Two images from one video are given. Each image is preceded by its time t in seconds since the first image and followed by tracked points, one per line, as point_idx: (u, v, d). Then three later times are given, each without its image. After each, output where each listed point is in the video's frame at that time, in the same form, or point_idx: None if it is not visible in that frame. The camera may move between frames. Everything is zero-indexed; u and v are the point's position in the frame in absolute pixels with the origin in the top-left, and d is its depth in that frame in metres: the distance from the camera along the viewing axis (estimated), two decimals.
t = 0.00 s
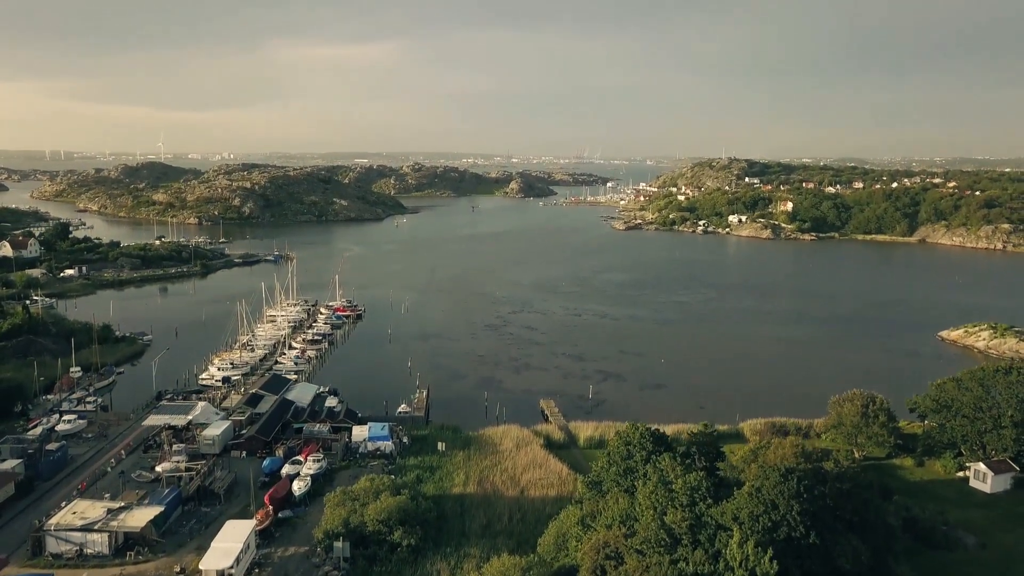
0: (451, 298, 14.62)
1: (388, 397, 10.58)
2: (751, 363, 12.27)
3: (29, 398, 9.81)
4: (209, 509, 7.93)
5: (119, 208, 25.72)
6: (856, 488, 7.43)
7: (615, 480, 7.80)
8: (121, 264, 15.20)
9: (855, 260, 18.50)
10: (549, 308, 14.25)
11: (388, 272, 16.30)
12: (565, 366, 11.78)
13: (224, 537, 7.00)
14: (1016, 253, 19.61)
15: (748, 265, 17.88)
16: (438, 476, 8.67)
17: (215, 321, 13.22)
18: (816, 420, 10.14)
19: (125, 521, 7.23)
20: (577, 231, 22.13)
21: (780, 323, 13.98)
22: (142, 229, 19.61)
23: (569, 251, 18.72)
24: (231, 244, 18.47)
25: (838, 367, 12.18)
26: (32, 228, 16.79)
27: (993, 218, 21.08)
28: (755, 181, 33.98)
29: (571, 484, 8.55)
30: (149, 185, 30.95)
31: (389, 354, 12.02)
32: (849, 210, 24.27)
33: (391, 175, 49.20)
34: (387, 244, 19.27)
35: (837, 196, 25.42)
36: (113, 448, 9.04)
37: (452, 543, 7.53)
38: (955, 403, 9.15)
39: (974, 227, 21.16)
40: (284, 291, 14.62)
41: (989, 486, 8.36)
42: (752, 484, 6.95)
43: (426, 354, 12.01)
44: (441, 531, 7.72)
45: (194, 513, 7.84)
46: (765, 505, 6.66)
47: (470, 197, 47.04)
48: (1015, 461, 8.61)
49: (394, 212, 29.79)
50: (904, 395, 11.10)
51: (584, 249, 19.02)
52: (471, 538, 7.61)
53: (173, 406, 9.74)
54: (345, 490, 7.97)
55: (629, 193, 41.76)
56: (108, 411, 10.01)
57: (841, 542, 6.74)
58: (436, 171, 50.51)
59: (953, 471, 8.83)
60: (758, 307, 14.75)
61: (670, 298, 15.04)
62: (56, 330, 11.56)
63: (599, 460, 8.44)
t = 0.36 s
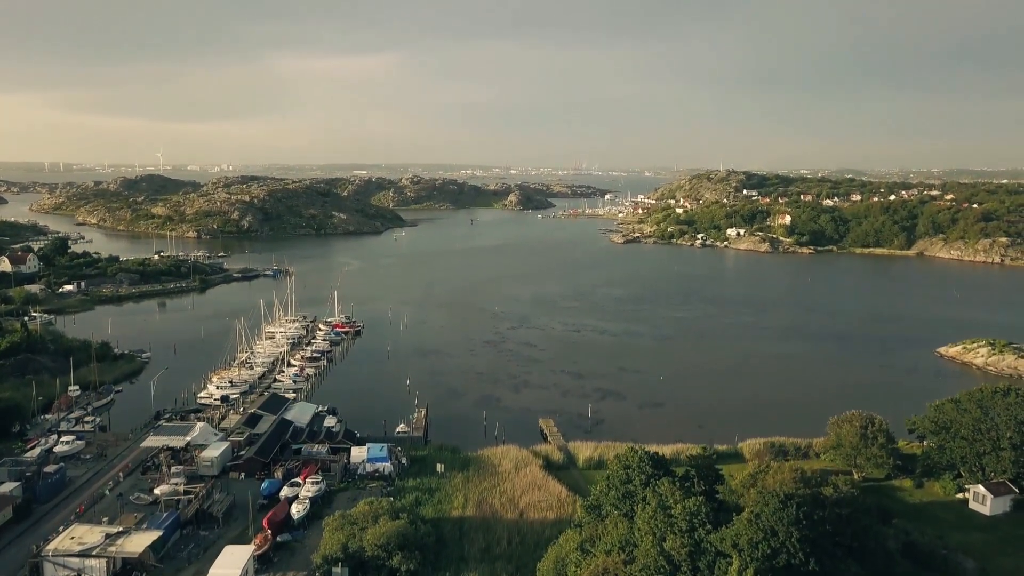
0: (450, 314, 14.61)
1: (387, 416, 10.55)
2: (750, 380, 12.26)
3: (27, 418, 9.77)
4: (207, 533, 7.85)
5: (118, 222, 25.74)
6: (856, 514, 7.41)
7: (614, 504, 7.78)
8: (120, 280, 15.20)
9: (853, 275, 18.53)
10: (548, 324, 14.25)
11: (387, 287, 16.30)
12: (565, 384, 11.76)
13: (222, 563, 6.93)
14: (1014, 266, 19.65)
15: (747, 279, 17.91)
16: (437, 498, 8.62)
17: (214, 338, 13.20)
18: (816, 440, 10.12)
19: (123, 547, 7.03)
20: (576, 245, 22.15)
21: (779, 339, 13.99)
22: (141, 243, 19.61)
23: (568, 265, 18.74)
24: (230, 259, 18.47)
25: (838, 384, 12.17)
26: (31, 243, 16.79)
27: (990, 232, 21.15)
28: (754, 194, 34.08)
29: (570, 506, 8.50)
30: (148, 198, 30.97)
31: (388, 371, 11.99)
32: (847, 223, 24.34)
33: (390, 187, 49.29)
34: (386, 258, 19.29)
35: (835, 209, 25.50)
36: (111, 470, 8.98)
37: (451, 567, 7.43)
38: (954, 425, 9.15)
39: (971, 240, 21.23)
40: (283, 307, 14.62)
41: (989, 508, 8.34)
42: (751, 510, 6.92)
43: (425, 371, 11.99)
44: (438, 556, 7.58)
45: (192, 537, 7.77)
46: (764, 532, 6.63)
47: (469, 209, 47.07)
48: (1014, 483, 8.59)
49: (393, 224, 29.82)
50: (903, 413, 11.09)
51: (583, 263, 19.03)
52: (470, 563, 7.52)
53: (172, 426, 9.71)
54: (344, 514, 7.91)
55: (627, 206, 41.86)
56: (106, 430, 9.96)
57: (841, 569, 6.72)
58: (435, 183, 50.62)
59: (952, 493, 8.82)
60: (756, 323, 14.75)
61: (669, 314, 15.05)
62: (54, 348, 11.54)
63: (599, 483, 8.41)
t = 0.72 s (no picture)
0: (451, 330, 14.61)
1: (388, 435, 10.51)
2: (751, 398, 12.21)
3: (28, 438, 9.75)
4: (207, 557, 7.71)
5: (120, 235, 25.80)
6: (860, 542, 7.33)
7: (615, 530, 7.73)
8: (121, 295, 15.23)
9: (854, 290, 18.53)
10: (549, 340, 14.23)
11: (388, 302, 16.29)
12: (566, 402, 11.72)
13: None
14: (1015, 280, 19.63)
15: (748, 294, 17.90)
16: (438, 521, 8.51)
17: (215, 355, 13.20)
18: (818, 460, 10.07)
19: (123, 571, 6.93)
20: (576, 259, 22.17)
21: (780, 356, 13.96)
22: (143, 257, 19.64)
23: (569, 280, 18.74)
24: (232, 273, 18.50)
25: (839, 402, 12.12)
26: (33, 257, 16.84)
27: (990, 246, 21.16)
28: (754, 207, 34.15)
29: (572, 529, 8.39)
30: (150, 211, 31.05)
31: (388, 389, 11.95)
32: (848, 237, 24.36)
33: (391, 200, 49.41)
34: (387, 273, 19.31)
35: (836, 223, 25.54)
36: (112, 491, 8.92)
37: None
38: (956, 448, 9.11)
39: (972, 254, 21.23)
40: (284, 323, 14.62)
41: (992, 532, 8.21)
42: (752, 539, 6.85)
43: (426, 389, 11.96)
44: None
45: (192, 561, 7.64)
46: (764, 560, 6.55)
47: (470, 222, 47.12)
48: (1016, 507, 8.50)
49: (394, 238, 29.86)
50: (906, 432, 11.03)
51: (583, 278, 19.03)
52: None
53: (173, 447, 9.68)
54: (344, 539, 7.81)
55: (628, 219, 41.93)
56: (107, 450, 9.93)
57: None
58: (436, 196, 50.72)
59: (955, 515, 8.67)
60: (758, 339, 14.73)
61: (670, 330, 15.03)
62: (55, 366, 11.53)
63: (600, 507, 8.37)
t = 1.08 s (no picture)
0: (451, 346, 14.60)
1: (388, 455, 10.46)
2: (752, 416, 12.17)
3: (28, 458, 9.72)
4: None
5: (121, 249, 25.86)
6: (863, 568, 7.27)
7: (615, 555, 7.64)
8: (122, 310, 15.25)
9: (855, 305, 18.52)
10: (549, 357, 14.21)
11: (388, 317, 16.29)
12: (566, 421, 11.68)
13: None
14: (1016, 295, 19.61)
15: (748, 309, 17.90)
16: (438, 543, 8.39)
17: (215, 371, 13.20)
18: (819, 481, 10.01)
19: None
20: (577, 272, 22.18)
21: (781, 372, 13.93)
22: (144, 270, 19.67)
23: (570, 294, 18.74)
24: (232, 288, 18.52)
25: (841, 420, 12.06)
26: (34, 272, 16.88)
27: (991, 260, 21.17)
28: (755, 219, 34.21)
29: (573, 551, 8.26)
30: (151, 223, 31.13)
31: (388, 407, 11.92)
32: (848, 251, 24.38)
33: (392, 212, 49.50)
34: (388, 287, 19.33)
35: (836, 236, 25.57)
36: (111, 513, 8.86)
37: None
38: (958, 470, 9.06)
39: (972, 268, 21.24)
40: (284, 339, 14.63)
41: (993, 556, 8.14)
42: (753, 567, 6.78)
43: (426, 407, 11.92)
44: None
45: None
46: None
47: (470, 234, 47.16)
48: (1019, 530, 8.40)
49: (395, 251, 29.90)
50: (907, 450, 10.96)
51: (583, 292, 19.04)
52: None
53: (173, 467, 9.65)
54: (344, 563, 7.63)
55: (629, 231, 41.98)
56: (106, 470, 9.89)
57: None
58: (437, 208, 50.83)
59: (956, 538, 8.62)
60: (758, 355, 14.71)
61: (671, 346, 15.01)
62: (56, 384, 11.52)
63: (600, 531, 8.29)
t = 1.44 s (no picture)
0: (452, 362, 14.57)
1: (388, 476, 10.39)
2: (754, 434, 12.10)
3: (28, 478, 9.66)
4: None
5: (122, 262, 25.91)
6: None
7: None
8: (123, 325, 15.27)
9: (856, 320, 18.50)
10: (550, 373, 14.17)
11: (389, 333, 16.28)
12: (567, 440, 11.62)
13: None
14: (1017, 309, 19.59)
15: (749, 325, 17.87)
16: (440, 564, 8.20)
17: (216, 388, 13.18)
18: (821, 503, 9.94)
19: None
20: (578, 286, 22.20)
21: (783, 389, 13.87)
22: (145, 284, 19.70)
23: (571, 309, 18.72)
24: (233, 302, 18.53)
25: (844, 438, 12.00)
26: (36, 287, 16.91)
27: (992, 274, 21.18)
28: (755, 232, 34.24)
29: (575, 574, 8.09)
30: (152, 236, 31.20)
31: (389, 425, 11.88)
32: (849, 264, 24.38)
33: (393, 225, 49.59)
34: (389, 301, 19.33)
35: (837, 250, 25.59)
36: (111, 535, 8.74)
37: None
38: (960, 493, 8.98)
39: (974, 282, 21.22)
40: (285, 356, 14.62)
41: None
42: None
43: (426, 425, 11.88)
44: None
45: None
46: None
47: (471, 247, 47.20)
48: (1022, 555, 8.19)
49: (395, 264, 29.94)
50: (910, 469, 10.90)
51: (584, 306, 19.04)
52: None
53: (173, 490, 9.58)
54: None
55: (630, 244, 42.04)
56: (106, 491, 9.82)
57: None
58: (438, 220, 50.92)
59: (959, 561, 8.53)
60: (760, 371, 14.66)
61: (672, 362, 14.97)
62: (56, 402, 11.49)
63: (602, 555, 8.16)
